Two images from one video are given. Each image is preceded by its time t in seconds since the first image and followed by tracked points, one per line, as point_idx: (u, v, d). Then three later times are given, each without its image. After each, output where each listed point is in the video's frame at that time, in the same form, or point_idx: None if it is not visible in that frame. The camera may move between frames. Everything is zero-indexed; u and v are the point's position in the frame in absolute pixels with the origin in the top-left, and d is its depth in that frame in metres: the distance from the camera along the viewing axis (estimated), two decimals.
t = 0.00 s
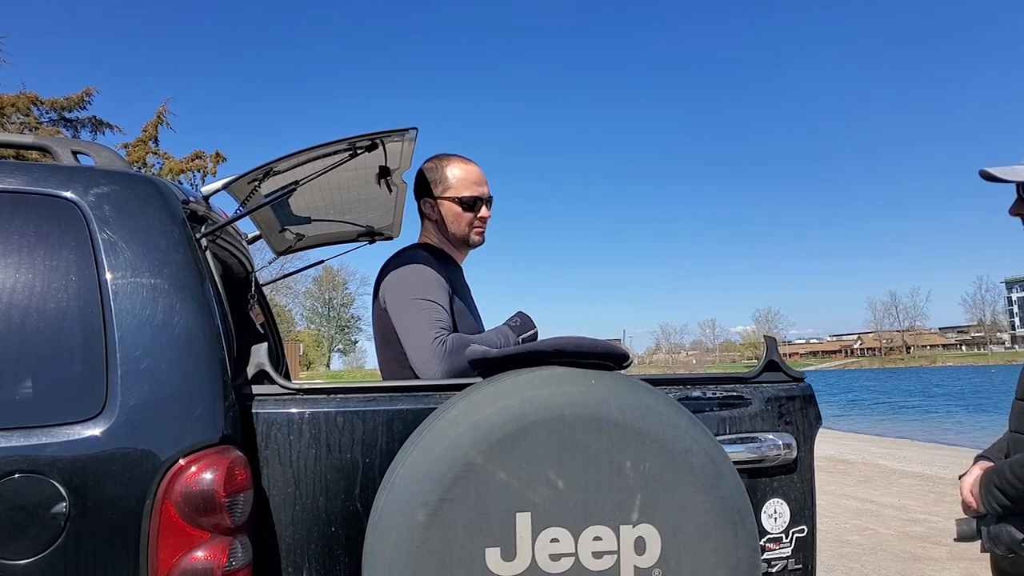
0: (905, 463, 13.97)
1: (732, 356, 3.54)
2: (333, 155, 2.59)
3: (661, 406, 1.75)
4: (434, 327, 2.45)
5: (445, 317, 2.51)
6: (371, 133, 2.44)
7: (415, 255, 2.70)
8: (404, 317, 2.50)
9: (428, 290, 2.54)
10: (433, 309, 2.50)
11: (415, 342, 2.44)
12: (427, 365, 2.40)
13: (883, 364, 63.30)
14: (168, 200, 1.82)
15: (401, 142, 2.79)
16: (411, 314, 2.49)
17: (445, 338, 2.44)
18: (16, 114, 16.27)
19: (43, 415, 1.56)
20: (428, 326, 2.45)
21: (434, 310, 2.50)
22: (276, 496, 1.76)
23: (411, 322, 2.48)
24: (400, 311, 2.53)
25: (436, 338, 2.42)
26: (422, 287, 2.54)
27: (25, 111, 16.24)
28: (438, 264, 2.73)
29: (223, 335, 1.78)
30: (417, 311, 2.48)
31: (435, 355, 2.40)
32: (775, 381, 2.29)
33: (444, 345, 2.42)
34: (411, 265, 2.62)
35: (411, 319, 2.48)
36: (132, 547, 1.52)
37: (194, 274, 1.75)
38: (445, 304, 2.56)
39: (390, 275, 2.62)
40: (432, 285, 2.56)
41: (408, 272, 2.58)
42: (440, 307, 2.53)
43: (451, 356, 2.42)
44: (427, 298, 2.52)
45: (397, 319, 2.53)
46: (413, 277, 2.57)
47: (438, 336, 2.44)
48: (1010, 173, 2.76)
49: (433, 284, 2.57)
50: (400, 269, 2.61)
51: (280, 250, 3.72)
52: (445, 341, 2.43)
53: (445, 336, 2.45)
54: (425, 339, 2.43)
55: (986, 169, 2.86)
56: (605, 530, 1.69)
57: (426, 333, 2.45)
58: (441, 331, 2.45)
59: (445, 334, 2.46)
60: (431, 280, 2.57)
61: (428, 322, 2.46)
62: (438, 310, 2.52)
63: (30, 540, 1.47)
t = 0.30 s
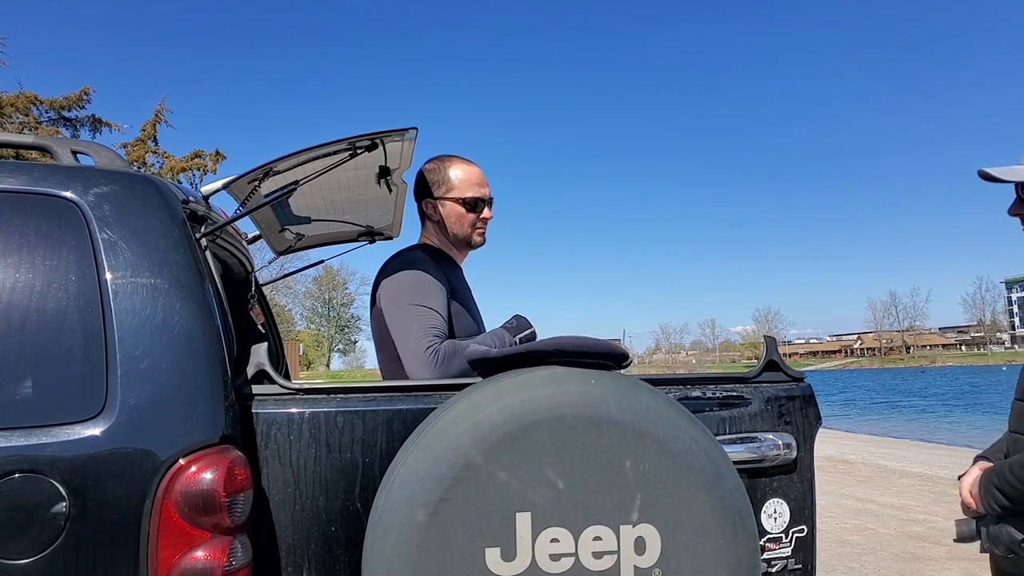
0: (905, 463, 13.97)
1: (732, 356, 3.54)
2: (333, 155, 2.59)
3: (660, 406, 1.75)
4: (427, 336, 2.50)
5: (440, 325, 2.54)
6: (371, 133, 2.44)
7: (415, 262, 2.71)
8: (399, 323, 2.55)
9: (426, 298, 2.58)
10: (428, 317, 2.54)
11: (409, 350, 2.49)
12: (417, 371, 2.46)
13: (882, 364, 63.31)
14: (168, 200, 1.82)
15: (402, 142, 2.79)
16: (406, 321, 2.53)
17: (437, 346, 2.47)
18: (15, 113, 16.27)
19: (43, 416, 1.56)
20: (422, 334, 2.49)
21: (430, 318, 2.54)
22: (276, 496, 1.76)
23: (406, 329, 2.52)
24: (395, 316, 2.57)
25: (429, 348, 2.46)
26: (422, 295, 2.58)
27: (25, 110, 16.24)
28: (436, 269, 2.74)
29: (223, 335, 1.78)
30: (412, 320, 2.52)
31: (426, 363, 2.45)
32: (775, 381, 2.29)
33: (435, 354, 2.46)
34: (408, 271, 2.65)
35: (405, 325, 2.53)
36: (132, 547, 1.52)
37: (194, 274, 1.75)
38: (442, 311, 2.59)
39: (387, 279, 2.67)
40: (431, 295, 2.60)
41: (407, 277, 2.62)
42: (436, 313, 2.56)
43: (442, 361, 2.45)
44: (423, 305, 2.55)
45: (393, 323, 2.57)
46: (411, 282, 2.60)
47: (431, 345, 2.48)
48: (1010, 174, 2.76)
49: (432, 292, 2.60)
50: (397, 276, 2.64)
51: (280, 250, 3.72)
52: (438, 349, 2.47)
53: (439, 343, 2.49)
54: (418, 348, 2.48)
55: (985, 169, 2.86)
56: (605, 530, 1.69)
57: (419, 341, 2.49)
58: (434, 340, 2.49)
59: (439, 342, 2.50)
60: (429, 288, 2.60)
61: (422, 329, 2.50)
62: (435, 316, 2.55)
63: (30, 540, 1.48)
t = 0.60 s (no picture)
0: (905, 463, 13.96)
1: (732, 356, 3.54)
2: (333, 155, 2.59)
3: (660, 406, 1.75)
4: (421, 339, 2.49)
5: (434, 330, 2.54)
6: (371, 133, 2.44)
7: (411, 264, 2.71)
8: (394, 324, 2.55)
9: (423, 302, 2.58)
10: (422, 321, 2.54)
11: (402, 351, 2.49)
12: (411, 370, 2.46)
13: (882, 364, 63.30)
14: (168, 200, 1.82)
15: (402, 142, 2.79)
16: (400, 324, 2.53)
17: (431, 350, 2.47)
18: (15, 113, 16.28)
19: (43, 415, 1.56)
20: (414, 338, 2.49)
21: (423, 322, 2.53)
22: (276, 496, 1.76)
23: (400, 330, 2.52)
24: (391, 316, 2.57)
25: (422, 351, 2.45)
26: (419, 298, 2.59)
27: (25, 110, 16.25)
28: (432, 271, 2.74)
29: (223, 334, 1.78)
30: (408, 322, 2.52)
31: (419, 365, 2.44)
32: (775, 381, 2.29)
33: (428, 358, 2.45)
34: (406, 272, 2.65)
35: (400, 327, 2.53)
36: (132, 546, 1.52)
37: (194, 274, 1.75)
38: (436, 315, 2.59)
39: (385, 280, 2.67)
40: (428, 299, 2.60)
41: (406, 279, 2.62)
42: (430, 317, 2.56)
43: (435, 364, 2.45)
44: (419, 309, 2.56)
45: (388, 323, 2.57)
46: (410, 285, 2.61)
47: (425, 348, 2.47)
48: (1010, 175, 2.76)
49: (428, 296, 2.60)
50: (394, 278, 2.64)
51: (280, 250, 3.72)
52: (430, 353, 2.46)
53: (430, 348, 2.48)
54: (411, 351, 2.48)
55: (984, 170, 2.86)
56: (605, 530, 1.69)
57: (412, 345, 2.49)
58: (427, 345, 2.49)
59: (431, 347, 2.49)
60: (427, 292, 2.61)
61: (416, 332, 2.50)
62: (429, 320, 2.55)
63: (30, 540, 1.48)
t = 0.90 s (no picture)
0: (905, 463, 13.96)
1: (732, 356, 3.54)
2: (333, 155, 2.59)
3: (660, 406, 1.74)
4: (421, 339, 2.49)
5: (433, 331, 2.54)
6: (371, 133, 2.44)
7: (411, 264, 2.71)
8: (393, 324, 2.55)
9: (422, 302, 2.58)
10: (421, 321, 2.54)
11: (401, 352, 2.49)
12: (411, 371, 2.46)
13: (882, 364, 63.31)
14: (168, 200, 1.82)
15: (402, 142, 2.79)
16: (400, 324, 2.53)
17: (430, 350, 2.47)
18: (15, 113, 16.28)
19: (43, 415, 1.56)
20: (414, 339, 2.49)
21: (422, 323, 2.53)
22: (276, 496, 1.76)
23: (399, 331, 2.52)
24: (389, 317, 2.57)
25: (422, 351, 2.45)
26: (418, 299, 2.59)
27: (25, 109, 16.26)
28: (432, 273, 2.74)
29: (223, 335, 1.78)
30: (407, 322, 2.52)
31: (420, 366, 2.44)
32: (775, 381, 2.29)
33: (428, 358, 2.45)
34: (405, 272, 2.66)
35: (399, 327, 2.53)
36: (132, 546, 1.52)
37: (194, 274, 1.75)
38: (434, 316, 2.59)
39: (385, 280, 2.67)
40: (427, 300, 2.60)
41: (405, 280, 2.63)
42: (428, 318, 2.56)
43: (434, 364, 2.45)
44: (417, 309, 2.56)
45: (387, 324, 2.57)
46: (409, 285, 2.61)
47: (424, 348, 2.47)
48: (1011, 179, 2.76)
49: (427, 297, 2.61)
50: (393, 278, 2.64)
51: (280, 250, 3.72)
52: (429, 354, 2.46)
53: (429, 349, 2.47)
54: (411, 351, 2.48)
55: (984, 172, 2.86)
56: (605, 530, 1.69)
57: (411, 345, 2.49)
58: (427, 345, 2.49)
59: (431, 347, 2.49)
60: (426, 293, 2.61)
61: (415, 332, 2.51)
62: (427, 321, 2.55)
63: (30, 540, 1.48)
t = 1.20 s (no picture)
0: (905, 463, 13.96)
1: (732, 356, 3.54)
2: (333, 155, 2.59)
3: (661, 406, 1.74)
4: (422, 338, 2.49)
5: (434, 327, 2.54)
6: (372, 133, 2.44)
7: (411, 264, 2.70)
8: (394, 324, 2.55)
9: (422, 300, 2.58)
10: (423, 319, 2.53)
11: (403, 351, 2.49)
12: (413, 370, 2.46)
13: (882, 364, 63.31)
14: (168, 200, 1.82)
15: (401, 142, 2.79)
16: (401, 323, 2.53)
17: (431, 348, 2.46)
18: (15, 113, 16.28)
19: (43, 415, 1.56)
20: (415, 338, 2.49)
21: (424, 320, 2.53)
22: (276, 496, 1.76)
23: (400, 330, 2.52)
24: (390, 317, 2.57)
25: (423, 350, 2.45)
26: (419, 296, 2.58)
27: (25, 109, 16.26)
28: (434, 271, 2.74)
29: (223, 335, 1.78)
30: (407, 321, 2.52)
31: (421, 365, 2.44)
32: (775, 381, 2.29)
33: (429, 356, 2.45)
34: (405, 271, 2.66)
35: (400, 326, 2.52)
36: (132, 546, 1.52)
37: (194, 274, 1.75)
38: (436, 313, 2.58)
39: (387, 279, 2.67)
40: (427, 297, 2.59)
41: (405, 279, 2.63)
42: (430, 316, 2.55)
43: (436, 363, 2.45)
44: (418, 307, 2.55)
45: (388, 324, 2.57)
46: (409, 284, 2.60)
47: (425, 347, 2.47)
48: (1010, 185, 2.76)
49: (428, 294, 2.60)
50: (393, 278, 2.64)
51: (280, 250, 3.72)
52: (432, 352, 2.46)
53: (432, 346, 2.48)
54: (413, 350, 2.48)
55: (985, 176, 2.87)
56: (605, 530, 1.69)
57: (414, 343, 2.48)
58: (429, 342, 2.48)
59: (433, 345, 2.49)
60: (427, 290, 2.61)
61: (416, 330, 2.50)
62: (430, 318, 2.55)
63: (30, 540, 1.48)
